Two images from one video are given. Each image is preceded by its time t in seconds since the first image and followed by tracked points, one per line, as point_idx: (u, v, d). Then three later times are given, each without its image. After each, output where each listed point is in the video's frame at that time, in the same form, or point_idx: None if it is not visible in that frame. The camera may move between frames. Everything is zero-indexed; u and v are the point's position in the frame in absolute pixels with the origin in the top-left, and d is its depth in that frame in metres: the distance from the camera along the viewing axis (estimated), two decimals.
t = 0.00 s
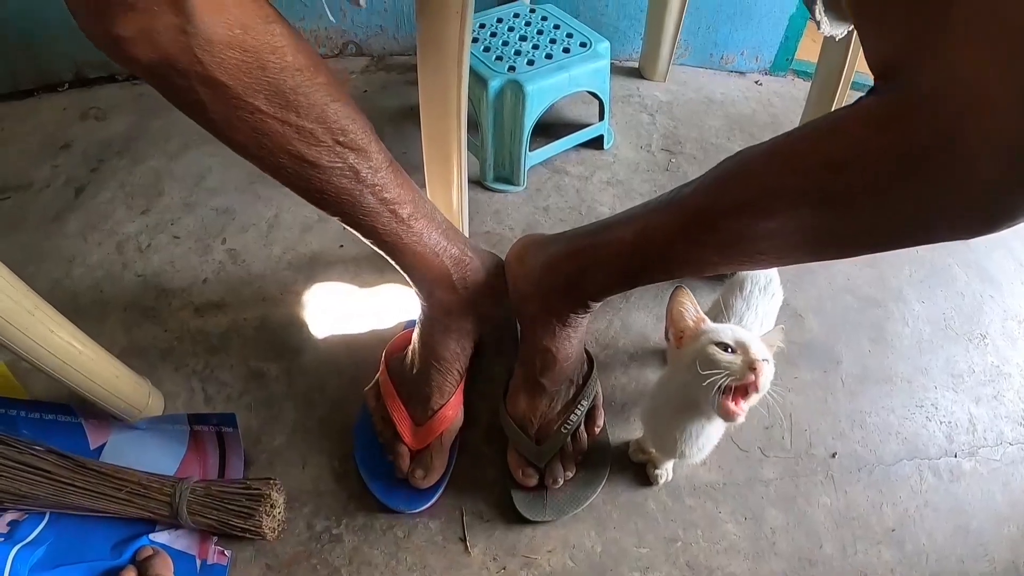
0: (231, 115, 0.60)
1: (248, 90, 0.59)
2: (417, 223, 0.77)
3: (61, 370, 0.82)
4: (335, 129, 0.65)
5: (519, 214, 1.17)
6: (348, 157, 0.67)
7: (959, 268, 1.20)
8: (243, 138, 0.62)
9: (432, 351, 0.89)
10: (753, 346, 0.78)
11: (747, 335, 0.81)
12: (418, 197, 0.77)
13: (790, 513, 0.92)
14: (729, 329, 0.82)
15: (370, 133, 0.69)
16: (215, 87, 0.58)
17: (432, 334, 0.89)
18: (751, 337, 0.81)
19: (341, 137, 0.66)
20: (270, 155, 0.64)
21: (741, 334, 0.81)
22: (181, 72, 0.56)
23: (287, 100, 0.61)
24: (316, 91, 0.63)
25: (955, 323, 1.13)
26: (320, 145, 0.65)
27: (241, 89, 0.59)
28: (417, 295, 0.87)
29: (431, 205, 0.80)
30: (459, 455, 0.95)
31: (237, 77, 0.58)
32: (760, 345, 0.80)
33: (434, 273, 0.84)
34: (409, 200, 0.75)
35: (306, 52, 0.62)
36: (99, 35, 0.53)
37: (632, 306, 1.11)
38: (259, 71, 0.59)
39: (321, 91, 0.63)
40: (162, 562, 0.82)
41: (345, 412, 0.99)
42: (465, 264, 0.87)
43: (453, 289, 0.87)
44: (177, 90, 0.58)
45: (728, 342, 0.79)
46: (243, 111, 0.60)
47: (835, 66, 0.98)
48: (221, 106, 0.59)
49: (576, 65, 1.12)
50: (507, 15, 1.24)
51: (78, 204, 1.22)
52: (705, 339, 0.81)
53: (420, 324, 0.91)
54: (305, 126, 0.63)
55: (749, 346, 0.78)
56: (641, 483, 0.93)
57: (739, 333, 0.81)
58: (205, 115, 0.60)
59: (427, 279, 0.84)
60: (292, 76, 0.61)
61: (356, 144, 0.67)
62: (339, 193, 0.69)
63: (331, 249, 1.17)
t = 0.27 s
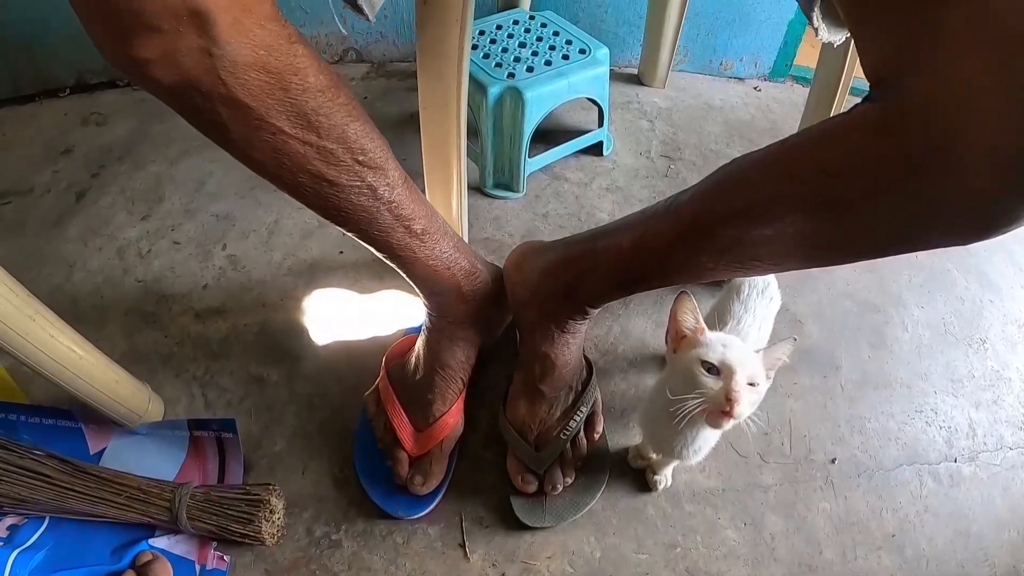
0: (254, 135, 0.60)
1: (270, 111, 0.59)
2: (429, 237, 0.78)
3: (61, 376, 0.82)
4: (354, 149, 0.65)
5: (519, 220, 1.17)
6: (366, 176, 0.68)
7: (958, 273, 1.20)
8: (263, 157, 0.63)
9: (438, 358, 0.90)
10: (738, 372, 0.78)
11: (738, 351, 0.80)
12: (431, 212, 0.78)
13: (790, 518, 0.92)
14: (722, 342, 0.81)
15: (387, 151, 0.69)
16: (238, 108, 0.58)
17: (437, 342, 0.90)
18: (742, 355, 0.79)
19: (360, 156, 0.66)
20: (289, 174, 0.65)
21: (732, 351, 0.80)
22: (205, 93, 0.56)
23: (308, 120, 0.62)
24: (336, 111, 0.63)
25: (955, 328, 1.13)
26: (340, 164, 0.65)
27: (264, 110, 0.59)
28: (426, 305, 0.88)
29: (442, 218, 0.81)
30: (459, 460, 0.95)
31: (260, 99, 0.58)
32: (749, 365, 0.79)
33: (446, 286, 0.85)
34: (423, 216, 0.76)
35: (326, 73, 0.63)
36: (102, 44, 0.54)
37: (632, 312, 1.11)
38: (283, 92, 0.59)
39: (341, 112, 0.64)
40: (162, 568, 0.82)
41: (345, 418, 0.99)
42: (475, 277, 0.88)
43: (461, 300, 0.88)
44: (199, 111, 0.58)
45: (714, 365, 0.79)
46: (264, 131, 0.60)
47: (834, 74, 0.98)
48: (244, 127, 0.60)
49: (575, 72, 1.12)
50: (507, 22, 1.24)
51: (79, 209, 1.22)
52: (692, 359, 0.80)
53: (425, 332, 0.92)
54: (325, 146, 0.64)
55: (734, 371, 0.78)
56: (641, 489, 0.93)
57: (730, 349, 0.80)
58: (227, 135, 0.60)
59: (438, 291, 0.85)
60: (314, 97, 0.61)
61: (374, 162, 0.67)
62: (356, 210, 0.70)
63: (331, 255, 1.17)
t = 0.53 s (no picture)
0: (247, 136, 0.60)
1: (263, 112, 0.59)
2: (426, 238, 0.78)
3: (61, 377, 0.82)
4: (348, 149, 0.65)
5: (520, 223, 1.17)
6: (361, 176, 0.67)
7: (959, 276, 1.20)
8: (257, 158, 0.63)
9: (437, 361, 0.90)
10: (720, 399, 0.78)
11: (728, 373, 0.78)
12: (427, 213, 0.78)
13: (790, 523, 0.92)
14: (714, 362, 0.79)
15: (381, 151, 0.69)
16: (231, 109, 0.58)
17: (436, 344, 0.90)
18: (732, 376, 0.78)
19: (354, 157, 0.66)
20: (283, 174, 0.65)
21: (722, 373, 0.78)
22: (197, 93, 0.56)
23: (301, 120, 0.61)
24: (329, 111, 0.63)
25: (956, 332, 1.13)
26: (334, 164, 0.65)
27: (257, 110, 0.59)
28: (425, 307, 0.88)
29: (438, 219, 0.81)
30: (458, 463, 0.95)
31: (253, 99, 0.58)
32: (737, 387, 0.78)
33: (442, 288, 0.84)
34: (419, 216, 0.75)
35: (319, 73, 0.63)
36: (99, 46, 0.54)
37: (632, 316, 1.11)
38: (275, 92, 0.59)
39: (335, 112, 0.63)
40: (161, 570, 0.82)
41: (345, 420, 0.99)
42: (472, 278, 0.88)
43: (456, 302, 0.87)
44: (192, 111, 0.58)
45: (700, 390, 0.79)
46: (258, 132, 0.60)
47: (834, 77, 0.98)
48: (237, 127, 0.59)
49: (576, 75, 1.12)
50: (507, 25, 1.24)
51: (79, 211, 1.22)
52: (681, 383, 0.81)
53: (424, 334, 0.92)
54: (319, 146, 0.63)
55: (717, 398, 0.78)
56: (641, 493, 0.93)
57: (721, 371, 0.79)
58: (220, 135, 0.60)
59: (435, 293, 0.85)
60: (306, 97, 0.61)
61: (368, 162, 0.67)
62: (351, 210, 0.70)
63: (332, 258, 1.17)
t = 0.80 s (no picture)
0: (257, 142, 0.61)
1: (274, 118, 0.60)
2: (433, 244, 0.78)
3: (67, 380, 0.82)
4: (357, 156, 0.66)
5: (524, 230, 1.17)
6: (369, 183, 0.68)
7: (962, 284, 1.21)
8: (267, 164, 0.63)
9: (442, 366, 0.90)
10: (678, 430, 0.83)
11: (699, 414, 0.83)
12: (434, 219, 0.78)
13: (793, 530, 0.92)
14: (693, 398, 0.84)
15: (390, 158, 0.70)
16: (242, 115, 0.58)
17: (442, 350, 0.90)
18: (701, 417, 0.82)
19: (363, 164, 0.66)
20: (292, 181, 0.65)
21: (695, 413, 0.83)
22: (208, 99, 0.57)
23: (311, 127, 0.62)
24: (340, 118, 0.63)
25: (959, 339, 1.13)
26: (343, 171, 0.66)
27: (267, 117, 0.59)
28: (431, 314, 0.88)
29: (445, 226, 0.81)
30: (462, 468, 0.95)
31: (264, 105, 0.59)
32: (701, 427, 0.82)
33: (448, 294, 0.85)
34: (426, 223, 0.76)
35: (330, 80, 0.63)
36: (110, 51, 0.54)
37: (636, 322, 1.11)
38: (286, 99, 0.59)
39: (345, 119, 0.64)
40: (164, 573, 0.82)
41: (349, 425, 0.99)
42: (479, 285, 0.88)
43: (461, 308, 0.88)
44: (202, 117, 0.58)
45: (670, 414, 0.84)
46: (268, 138, 0.61)
47: (838, 86, 0.98)
48: (248, 134, 0.60)
49: (581, 82, 1.13)
50: (513, 32, 1.25)
51: (84, 214, 1.22)
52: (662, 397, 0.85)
53: (430, 339, 0.92)
54: (328, 152, 0.64)
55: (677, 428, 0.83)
56: (644, 499, 0.93)
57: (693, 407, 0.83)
58: (230, 141, 0.60)
59: (440, 299, 0.85)
60: (317, 104, 0.61)
61: (377, 169, 0.68)
62: (359, 217, 0.70)
63: (337, 263, 1.18)
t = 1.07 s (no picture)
0: (262, 141, 0.61)
1: (279, 118, 0.60)
2: (436, 246, 0.78)
3: (69, 378, 0.82)
4: (362, 156, 0.66)
5: (526, 233, 1.17)
6: (374, 184, 0.68)
7: (964, 289, 1.21)
8: (272, 164, 0.63)
9: (444, 368, 0.90)
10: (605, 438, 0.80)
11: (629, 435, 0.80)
12: (437, 221, 0.78)
13: (794, 534, 0.92)
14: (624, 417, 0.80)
15: (394, 159, 0.70)
16: (247, 114, 0.58)
17: (444, 352, 0.91)
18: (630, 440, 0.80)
19: (367, 164, 0.67)
20: (297, 181, 0.65)
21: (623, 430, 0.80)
22: (214, 98, 0.57)
23: (316, 127, 0.62)
24: (344, 119, 0.64)
25: (960, 345, 1.13)
26: (347, 171, 0.66)
27: (273, 116, 0.59)
28: (433, 315, 0.88)
29: (449, 228, 0.81)
30: (462, 470, 0.95)
31: (269, 105, 0.59)
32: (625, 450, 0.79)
33: (450, 296, 0.85)
34: (430, 225, 0.76)
35: (335, 81, 0.63)
36: (116, 49, 0.54)
37: (638, 326, 1.11)
38: (291, 99, 0.59)
39: (350, 119, 0.64)
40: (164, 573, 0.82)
41: (351, 427, 0.99)
42: (482, 287, 0.88)
43: (464, 310, 0.88)
44: (208, 116, 0.58)
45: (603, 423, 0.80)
46: (273, 137, 0.61)
47: (841, 91, 0.98)
48: (253, 133, 0.60)
49: (585, 86, 1.13)
50: (517, 35, 1.25)
51: (87, 213, 1.23)
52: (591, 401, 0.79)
53: (432, 341, 0.92)
54: (333, 153, 0.64)
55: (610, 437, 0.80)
56: (646, 503, 0.93)
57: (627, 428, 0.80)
58: (235, 141, 0.61)
59: (442, 301, 0.85)
60: (322, 104, 0.62)
61: (382, 170, 0.68)
62: (363, 218, 0.70)
63: (339, 265, 1.18)
